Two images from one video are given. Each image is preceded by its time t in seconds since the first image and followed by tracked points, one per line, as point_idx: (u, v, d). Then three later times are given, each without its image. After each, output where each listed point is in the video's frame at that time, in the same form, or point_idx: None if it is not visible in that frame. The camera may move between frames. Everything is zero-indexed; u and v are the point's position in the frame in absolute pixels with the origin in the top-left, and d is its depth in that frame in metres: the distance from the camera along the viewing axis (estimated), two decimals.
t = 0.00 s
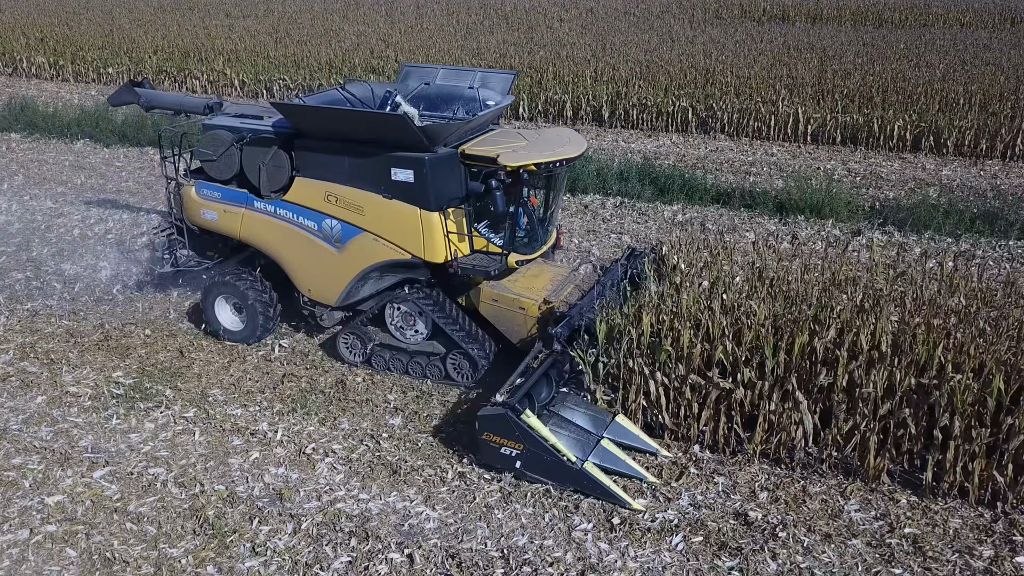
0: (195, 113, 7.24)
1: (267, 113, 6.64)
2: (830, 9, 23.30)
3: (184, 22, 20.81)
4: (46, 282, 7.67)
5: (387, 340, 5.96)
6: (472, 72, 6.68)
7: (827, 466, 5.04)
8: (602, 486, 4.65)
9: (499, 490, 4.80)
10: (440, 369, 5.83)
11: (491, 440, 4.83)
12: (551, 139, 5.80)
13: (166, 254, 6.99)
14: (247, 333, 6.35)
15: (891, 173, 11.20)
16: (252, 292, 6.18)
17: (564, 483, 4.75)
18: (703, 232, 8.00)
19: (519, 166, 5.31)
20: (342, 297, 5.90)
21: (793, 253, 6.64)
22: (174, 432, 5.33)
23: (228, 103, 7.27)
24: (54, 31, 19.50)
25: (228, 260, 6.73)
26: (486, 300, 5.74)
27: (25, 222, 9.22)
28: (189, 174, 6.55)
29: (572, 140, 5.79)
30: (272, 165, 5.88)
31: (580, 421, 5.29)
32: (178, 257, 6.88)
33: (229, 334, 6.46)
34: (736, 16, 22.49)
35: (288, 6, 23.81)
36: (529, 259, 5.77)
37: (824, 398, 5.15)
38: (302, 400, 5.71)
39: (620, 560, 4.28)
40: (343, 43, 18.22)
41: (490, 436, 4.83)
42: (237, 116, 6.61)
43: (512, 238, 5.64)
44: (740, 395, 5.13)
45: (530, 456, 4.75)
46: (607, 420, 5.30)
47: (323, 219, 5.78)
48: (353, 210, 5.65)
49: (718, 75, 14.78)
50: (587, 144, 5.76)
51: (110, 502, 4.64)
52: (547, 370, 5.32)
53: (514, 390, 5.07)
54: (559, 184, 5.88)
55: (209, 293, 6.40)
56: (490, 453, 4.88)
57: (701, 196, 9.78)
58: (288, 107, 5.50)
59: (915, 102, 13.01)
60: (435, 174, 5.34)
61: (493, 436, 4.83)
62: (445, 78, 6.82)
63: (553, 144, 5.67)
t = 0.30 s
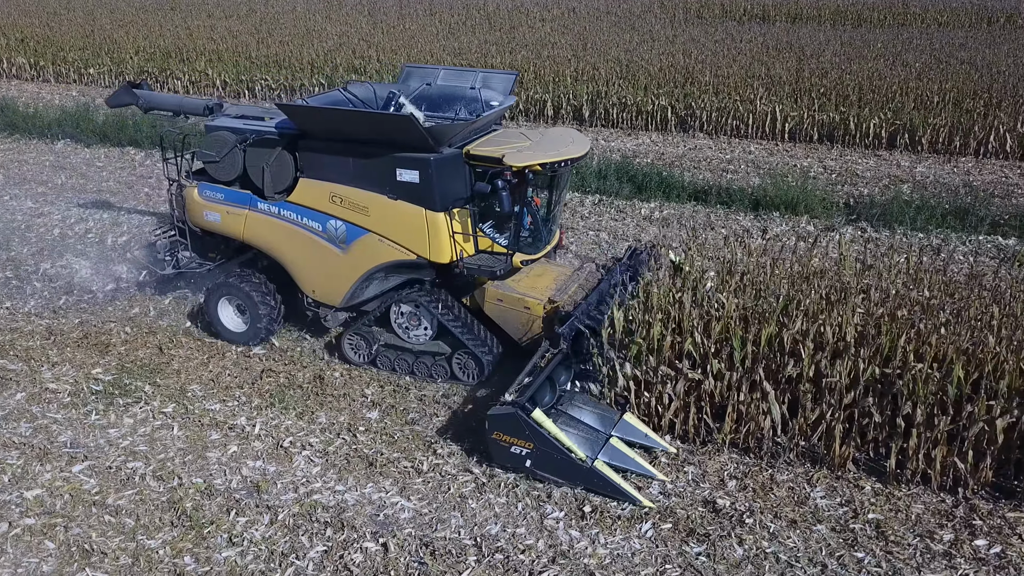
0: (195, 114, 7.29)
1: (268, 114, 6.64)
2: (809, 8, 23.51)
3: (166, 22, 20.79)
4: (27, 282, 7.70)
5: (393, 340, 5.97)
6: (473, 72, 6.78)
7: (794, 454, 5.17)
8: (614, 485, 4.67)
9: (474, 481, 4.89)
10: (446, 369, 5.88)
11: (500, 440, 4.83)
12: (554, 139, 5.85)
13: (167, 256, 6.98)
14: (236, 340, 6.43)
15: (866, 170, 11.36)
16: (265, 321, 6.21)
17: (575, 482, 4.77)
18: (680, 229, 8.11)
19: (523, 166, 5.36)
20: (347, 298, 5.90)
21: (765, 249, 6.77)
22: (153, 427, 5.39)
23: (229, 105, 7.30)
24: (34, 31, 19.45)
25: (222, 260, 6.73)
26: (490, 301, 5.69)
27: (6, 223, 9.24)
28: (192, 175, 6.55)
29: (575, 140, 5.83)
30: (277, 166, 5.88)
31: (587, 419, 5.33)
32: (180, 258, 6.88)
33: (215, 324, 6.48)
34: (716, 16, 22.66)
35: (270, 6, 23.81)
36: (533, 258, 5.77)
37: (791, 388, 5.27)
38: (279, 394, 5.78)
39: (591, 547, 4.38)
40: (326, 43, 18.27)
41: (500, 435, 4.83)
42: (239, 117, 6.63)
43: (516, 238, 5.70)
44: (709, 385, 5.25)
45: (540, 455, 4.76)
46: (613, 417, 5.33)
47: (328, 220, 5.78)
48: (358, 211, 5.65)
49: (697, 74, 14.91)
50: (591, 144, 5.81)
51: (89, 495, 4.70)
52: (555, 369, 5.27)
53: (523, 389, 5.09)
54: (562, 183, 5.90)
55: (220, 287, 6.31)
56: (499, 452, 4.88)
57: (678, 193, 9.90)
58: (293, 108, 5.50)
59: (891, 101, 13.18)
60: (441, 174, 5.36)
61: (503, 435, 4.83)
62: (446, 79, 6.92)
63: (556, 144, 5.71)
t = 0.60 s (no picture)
0: (194, 114, 7.29)
1: (269, 115, 6.61)
2: (789, 8, 23.71)
3: (147, 23, 20.76)
4: (8, 281, 7.72)
5: (397, 341, 5.96)
6: (474, 72, 6.87)
7: (762, 444, 5.30)
8: (623, 481, 4.70)
9: (448, 472, 4.98)
10: (451, 369, 5.88)
11: (509, 438, 4.86)
12: (558, 139, 5.84)
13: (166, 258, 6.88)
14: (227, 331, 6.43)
15: (842, 167, 11.51)
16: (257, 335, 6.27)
17: (584, 480, 4.78)
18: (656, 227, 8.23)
19: (527, 166, 5.35)
20: (351, 299, 5.90)
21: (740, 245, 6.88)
22: (131, 422, 5.44)
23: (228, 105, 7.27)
24: (15, 32, 19.38)
25: (218, 262, 6.76)
26: (495, 300, 5.76)
27: None
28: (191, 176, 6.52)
29: (578, 140, 5.83)
30: (280, 167, 5.88)
31: (595, 417, 5.31)
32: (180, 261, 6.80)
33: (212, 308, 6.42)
34: (698, 16, 22.81)
35: (252, 6, 23.78)
36: (537, 258, 5.73)
37: (759, 379, 5.38)
38: (257, 389, 5.85)
39: (562, 535, 4.47)
40: (308, 43, 18.29)
41: (510, 434, 4.85)
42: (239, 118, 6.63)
43: (520, 238, 5.67)
44: (679, 377, 5.35)
45: (549, 453, 4.77)
46: (622, 415, 5.33)
47: (331, 221, 5.77)
48: (362, 212, 5.65)
49: (676, 73, 15.05)
50: (594, 144, 5.81)
51: (67, 489, 4.76)
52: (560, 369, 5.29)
53: (530, 388, 5.05)
54: (565, 183, 5.89)
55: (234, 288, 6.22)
56: (508, 451, 4.90)
57: (655, 190, 10.01)
58: (297, 109, 5.51)
59: (867, 99, 13.35)
60: (446, 174, 5.37)
61: (512, 434, 4.86)
62: (447, 79, 6.97)
63: (560, 144, 5.70)
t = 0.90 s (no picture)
0: (193, 115, 7.31)
1: (270, 115, 6.66)
2: (771, 8, 23.88)
3: (129, 23, 20.71)
4: None
5: (401, 341, 5.99)
6: (476, 72, 6.78)
7: (732, 435, 5.42)
8: (632, 479, 4.74)
9: (423, 463, 5.06)
10: (456, 368, 5.91)
11: (519, 437, 4.89)
12: (560, 139, 5.88)
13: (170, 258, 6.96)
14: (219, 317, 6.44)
15: (818, 165, 11.64)
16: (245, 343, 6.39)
17: (593, 478, 4.83)
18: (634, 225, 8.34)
19: (533, 165, 5.36)
20: (355, 299, 5.90)
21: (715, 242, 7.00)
22: (110, 418, 5.49)
23: (228, 105, 7.29)
24: None
25: (221, 262, 6.77)
26: (499, 300, 5.84)
27: None
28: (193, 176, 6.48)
29: (581, 141, 5.87)
30: (283, 167, 5.84)
31: (602, 416, 5.36)
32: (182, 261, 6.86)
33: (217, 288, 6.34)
34: (680, 15, 22.95)
35: (234, 6, 23.76)
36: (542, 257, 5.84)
37: (728, 371, 5.48)
38: (235, 385, 5.91)
39: (533, 524, 4.56)
40: (290, 43, 18.31)
41: (519, 433, 4.88)
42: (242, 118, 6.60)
43: (525, 237, 5.70)
44: (650, 369, 5.45)
45: (559, 452, 4.81)
46: (628, 414, 5.37)
47: (336, 221, 5.78)
48: (367, 212, 5.65)
49: (657, 72, 15.16)
50: (597, 144, 5.86)
51: (45, 483, 4.81)
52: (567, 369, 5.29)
53: (538, 387, 5.10)
54: (567, 182, 5.93)
55: (253, 303, 6.17)
56: (517, 449, 4.94)
57: (634, 188, 10.12)
58: (302, 109, 5.50)
59: (845, 98, 13.50)
60: (451, 174, 5.38)
61: (521, 433, 4.88)
62: (448, 79, 6.93)
63: (564, 143, 5.76)
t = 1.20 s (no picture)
0: (195, 115, 7.34)
1: (273, 115, 6.65)
2: (754, 8, 24.04)
3: (113, 23, 20.69)
4: None
5: (408, 340, 5.98)
6: (480, 73, 6.72)
7: (704, 426, 5.54)
8: (644, 477, 4.78)
9: (399, 456, 5.14)
10: (464, 367, 5.93)
11: (530, 436, 4.90)
12: (566, 139, 5.86)
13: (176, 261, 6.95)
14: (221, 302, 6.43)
15: (798, 162, 11.77)
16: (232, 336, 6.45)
17: (605, 476, 4.86)
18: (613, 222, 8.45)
19: (542, 165, 5.38)
20: (362, 299, 5.91)
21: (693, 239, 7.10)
22: (90, 414, 5.54)
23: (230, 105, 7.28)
24: None
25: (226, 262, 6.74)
26: (505, 300, 5.81)
27: None
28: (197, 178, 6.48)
29: (587, 140, 5.86)
30: (289, 167, 5.85)
31: (611, 414, 5.49)
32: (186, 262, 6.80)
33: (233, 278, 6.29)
34: (665, 15, 23.09)
35: (219, 6, 23.75)
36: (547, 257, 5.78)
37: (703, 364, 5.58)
38: (215, 381, 5.98)
39: (506, 514, 4.64)
40: (276, 43, 18.34)
41: (531, 432, 4.89)
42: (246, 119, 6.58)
43: (531, 237, 5.68)
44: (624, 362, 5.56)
45: (570, 450, 4.83)
46: (637, 412, 5.51)
47: (342, 222, 5.79)
48: (374, 212, 5.67)
49: (640, 71, 15.27)
50: (603, 144, 5.84)
51: (25, 478, 4.87)
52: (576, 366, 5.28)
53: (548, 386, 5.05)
54: (574, 183, 5.91)
55: (265, 316, 6.20)
56: (528, 448, 4.95)
57: (614, 186, 10.22)
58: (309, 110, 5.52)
59: (825, 97, 13.64)
60: (458, 174, 5.40)
61: (533, 432, 4.90)
62: (452, 80, 6.84)
63: (571, 143, 5.74)
